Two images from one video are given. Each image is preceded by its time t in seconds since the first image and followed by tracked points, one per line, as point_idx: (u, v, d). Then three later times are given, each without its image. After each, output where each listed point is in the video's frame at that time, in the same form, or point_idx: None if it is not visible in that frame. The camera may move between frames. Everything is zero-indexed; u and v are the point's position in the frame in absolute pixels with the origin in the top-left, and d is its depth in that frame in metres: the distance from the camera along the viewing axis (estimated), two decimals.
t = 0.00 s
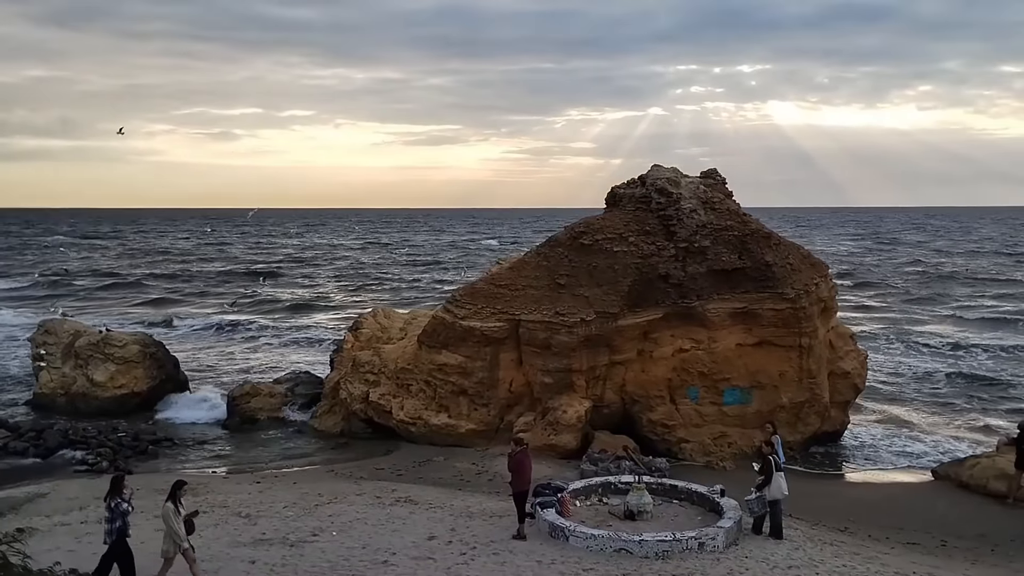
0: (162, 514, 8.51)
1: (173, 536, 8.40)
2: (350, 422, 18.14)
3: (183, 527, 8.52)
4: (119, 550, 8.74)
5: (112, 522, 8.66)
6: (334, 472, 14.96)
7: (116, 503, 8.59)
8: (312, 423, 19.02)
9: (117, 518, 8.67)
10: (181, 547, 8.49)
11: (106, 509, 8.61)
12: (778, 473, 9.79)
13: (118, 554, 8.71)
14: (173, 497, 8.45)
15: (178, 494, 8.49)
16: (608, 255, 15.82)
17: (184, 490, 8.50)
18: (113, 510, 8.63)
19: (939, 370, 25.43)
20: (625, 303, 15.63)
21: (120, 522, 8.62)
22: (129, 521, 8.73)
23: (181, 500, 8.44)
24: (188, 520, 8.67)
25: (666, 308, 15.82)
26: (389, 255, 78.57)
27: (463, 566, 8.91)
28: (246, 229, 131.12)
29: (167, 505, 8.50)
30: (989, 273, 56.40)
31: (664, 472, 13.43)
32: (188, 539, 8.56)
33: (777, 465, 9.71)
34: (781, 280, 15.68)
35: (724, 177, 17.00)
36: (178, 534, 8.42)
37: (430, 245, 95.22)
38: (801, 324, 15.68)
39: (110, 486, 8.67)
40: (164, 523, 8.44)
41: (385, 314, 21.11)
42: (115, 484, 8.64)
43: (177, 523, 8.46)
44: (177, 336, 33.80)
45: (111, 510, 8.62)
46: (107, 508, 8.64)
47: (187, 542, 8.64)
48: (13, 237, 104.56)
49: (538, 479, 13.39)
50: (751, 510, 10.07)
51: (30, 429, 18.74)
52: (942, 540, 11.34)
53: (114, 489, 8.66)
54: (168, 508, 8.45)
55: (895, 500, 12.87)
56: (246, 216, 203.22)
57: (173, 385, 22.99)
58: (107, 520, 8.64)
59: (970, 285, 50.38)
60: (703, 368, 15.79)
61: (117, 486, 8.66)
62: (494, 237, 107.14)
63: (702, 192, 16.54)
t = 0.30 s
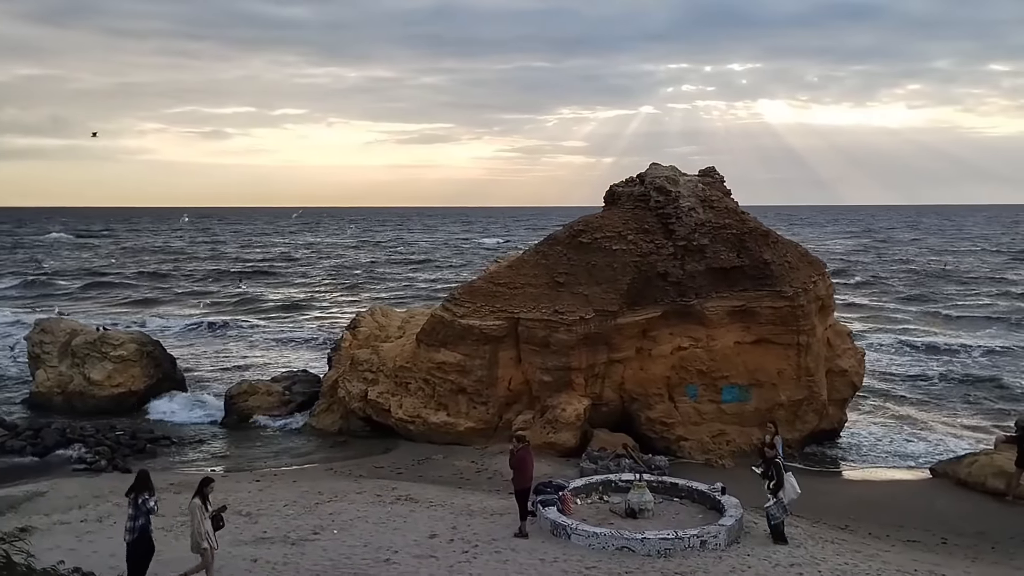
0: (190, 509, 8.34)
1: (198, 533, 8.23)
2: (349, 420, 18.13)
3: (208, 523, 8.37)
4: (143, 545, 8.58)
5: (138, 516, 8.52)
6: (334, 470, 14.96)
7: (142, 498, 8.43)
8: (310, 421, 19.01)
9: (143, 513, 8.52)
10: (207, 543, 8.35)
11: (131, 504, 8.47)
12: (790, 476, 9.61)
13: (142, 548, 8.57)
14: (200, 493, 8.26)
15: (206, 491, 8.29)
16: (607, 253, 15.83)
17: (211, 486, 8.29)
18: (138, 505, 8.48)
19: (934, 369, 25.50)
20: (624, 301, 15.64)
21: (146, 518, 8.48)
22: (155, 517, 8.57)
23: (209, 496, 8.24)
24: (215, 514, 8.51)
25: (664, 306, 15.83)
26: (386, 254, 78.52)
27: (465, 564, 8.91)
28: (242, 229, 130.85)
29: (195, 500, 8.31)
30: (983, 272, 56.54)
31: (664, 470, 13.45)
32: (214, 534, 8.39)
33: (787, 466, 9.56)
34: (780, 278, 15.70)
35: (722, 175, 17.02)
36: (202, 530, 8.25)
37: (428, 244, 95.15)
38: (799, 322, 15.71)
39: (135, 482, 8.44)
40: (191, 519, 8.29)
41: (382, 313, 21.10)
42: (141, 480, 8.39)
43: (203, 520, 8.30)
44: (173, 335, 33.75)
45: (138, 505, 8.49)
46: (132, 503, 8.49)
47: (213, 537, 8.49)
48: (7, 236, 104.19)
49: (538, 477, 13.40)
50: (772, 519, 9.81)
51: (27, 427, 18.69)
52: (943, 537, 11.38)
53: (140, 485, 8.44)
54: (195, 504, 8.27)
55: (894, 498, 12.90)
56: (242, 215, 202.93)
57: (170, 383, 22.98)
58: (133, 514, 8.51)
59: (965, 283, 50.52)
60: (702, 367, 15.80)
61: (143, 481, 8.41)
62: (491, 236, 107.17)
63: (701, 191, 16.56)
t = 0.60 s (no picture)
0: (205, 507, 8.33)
1: (213, 528, 8.19)
2: (338, 416, 18.06)
3: (223, 521, 8.31)
4: (163, 548, 8.55)
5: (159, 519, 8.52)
6: (325, 466, 14.88)
7: (164, 499, 8.47)
8: (299, 417, 18.92)
9: (162, 515, 8.51)
10: (222, 541, 8.24)
11: (150, 506, 8.47)
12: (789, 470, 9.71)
13: (164, 550, 8.54)
14: (215, 489, 8.25)
15: (221, 488, 8.30)
16: (597, 246, 15.81)
17: (226, 483, 8.31)
18: (159, 506, 8.49)
19: (919, 361, 25.68)
20: (614, 294, 15.63)
21: (167, 519, 8.49)
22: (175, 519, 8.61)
23: (225, 492, 8.26)
24: (231, 512, 8.45)
25: (654, 299, 15.83)
26: (372, 249, 78.26)
27: (462, 558, 8.88)
28: (225, 224, 129.86)
29: (211, 497, 8.30)
30: (966, 264, 56.99)
31: (656, 463, 13.48)
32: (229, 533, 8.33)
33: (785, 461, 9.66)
34: (769, 270, 15.73)
35: (711, 167, 17.01)
36: (217, 526, 8.21)
37: (414, 239, 94.88)
38: (789, 314, 15.75)
39: (154, 483, 8.50)
40: (205, 516, 8.25)
41: (369, 307, 21.02)
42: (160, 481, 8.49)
43: (218, 517, 8.26)
44: (158, 332, 33.47)
45: (157, 507, 8.48)
46: (152, 505, 8.49)
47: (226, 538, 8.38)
48: None
49: (531, 470, 13.39)
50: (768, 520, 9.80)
51: (14, 426, 18.50)
52: (936, 527, 11.46)
53: (159, 486, 8.49)
54: (211, 500, 8.27)
55: (886, 488, 12.99)
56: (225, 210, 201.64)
57: (157, 379, 22.83)
58: (153, 517, 8.51)
59: (948, 276, 50.91)
60: (692, 359, 15.83)
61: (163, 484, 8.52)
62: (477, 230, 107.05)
63: (689, 183, 16.56)
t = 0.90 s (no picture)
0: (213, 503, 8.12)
1: (224, 525, 8.03)
2: (320, 409, 17.92)
3: (233, 518, 8.12)
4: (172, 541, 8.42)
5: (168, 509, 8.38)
6: (308, 459, 14.77)
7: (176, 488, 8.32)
8: (281, 411, 18.77)
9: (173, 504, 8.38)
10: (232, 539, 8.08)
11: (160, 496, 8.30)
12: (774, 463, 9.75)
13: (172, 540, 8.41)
14: (225, 487, 8.04)
15: (232, 484, 8.10)
16: (578, 238, 15.77)
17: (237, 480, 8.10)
18: (170, 497, 8.33)
19: (897, 351, 25.92)
20: (596, 285, 15.61)
21: (178, 508, 8.35)
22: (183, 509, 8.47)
23: (236, 490, 8.07)
24: (240, 507, 8.27)
25: (636, 290, 15.83)
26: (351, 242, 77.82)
27: (452, 550, 8.83)
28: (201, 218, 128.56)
29: (220, 494, 8.08)
30: (941, 253, 57.60)
31: (640, 453, 13.49)
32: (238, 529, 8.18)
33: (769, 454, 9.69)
34: (750, 260, 15.78)
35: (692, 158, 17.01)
36: (228, 524, 8.05)
37: (395, 231, 94.59)
38: (770, 304, 15.81)
39: (164, 474, 8.31)
40: (215, 512, 8.07)
41: (350, 300, 20.86)
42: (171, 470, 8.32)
43: (229, 514, 8.07)
44: (136, 327, 33.05)
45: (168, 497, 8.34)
46: (163, 495, 8.31)
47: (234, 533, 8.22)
48: None
49: (517, 462, 13.36)
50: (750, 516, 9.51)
51: None
52: (921, 515, 11.56)
53: (169, 476, 8.32)
54: (221, 497, 8.06)
55: (869, 476, 13.10)
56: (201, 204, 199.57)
57: (137, 374, 22.55)
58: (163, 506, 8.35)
59: (924, 265, 51.45)
60: (674, 350, 15.86)
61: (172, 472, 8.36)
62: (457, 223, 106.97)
63: (671, 174, 16.55)
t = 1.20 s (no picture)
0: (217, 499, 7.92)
1: (230, 521, 7.81)
2: (304, 404, 17.81)
3: (240, 513, 7.91)
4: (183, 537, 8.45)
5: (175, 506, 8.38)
6: (294, 454, 14.69)
7: (184, 484, 8.32)
8: (264, 406, 18.64)
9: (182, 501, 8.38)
10: (238, 533, 7.85)
11: (167, 493, 8.32)
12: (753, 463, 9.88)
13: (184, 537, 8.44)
14: (228, 483, 7.84)
15: (235, 479, 7.91)
16: (562, 230, 15.76)
17: (240, 474, 7.92)
18: (179, 493, 8.34)
19: (878, 341, 26.15)
20: (580, 278, 15.62)
21: (187, 505, 8.34)
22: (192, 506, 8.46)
23: (239, 485, 7.86)
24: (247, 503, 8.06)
25: (620, 282, 15.86)
26: (331, 237, 77.36)
27: (442, 543, 8.80)
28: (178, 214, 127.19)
29: (224, 490, 7.89)
30: (918, 243, 58.15)
31: (626, 445, 13.53)
32: (246, 525, 7.96)
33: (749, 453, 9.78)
34: (734, 251, 15.83)
35: (675, 150, 17.02)
36: (234, 520, 7.81)
37: (375, 226, 94.11)
38: (754, 295, 15.88)
39: (171, 470, 8.32)
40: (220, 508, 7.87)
41: (332, 294, 20.73)
42: (177, 468, 8.31)
43: (234, 510, 7.86)
44: (114, 323, 32.65)
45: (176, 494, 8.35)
46: (172, 493, 8.32)
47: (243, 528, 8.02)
48: None
49: (504, 454, 13.35)
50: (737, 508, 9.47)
51: None
52: (906, 502, 11.66)
53: (177, 473, 8.32)
54: (224, 493, 7.87)
55: (853, 465, 13.20)
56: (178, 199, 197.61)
57: (118, 371, 22.29)
58: (172, 503, 8.35)
59: (902, 255, 51.93)
60: (659, 341, 15.90)
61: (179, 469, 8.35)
62: (437, 216, 106.44)
63: (654, 166, 16.56)
